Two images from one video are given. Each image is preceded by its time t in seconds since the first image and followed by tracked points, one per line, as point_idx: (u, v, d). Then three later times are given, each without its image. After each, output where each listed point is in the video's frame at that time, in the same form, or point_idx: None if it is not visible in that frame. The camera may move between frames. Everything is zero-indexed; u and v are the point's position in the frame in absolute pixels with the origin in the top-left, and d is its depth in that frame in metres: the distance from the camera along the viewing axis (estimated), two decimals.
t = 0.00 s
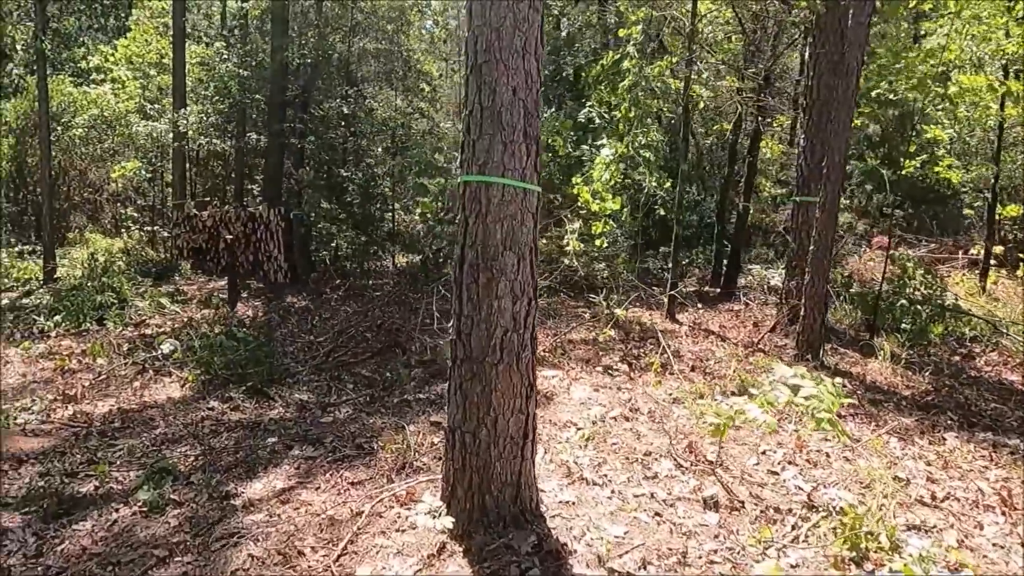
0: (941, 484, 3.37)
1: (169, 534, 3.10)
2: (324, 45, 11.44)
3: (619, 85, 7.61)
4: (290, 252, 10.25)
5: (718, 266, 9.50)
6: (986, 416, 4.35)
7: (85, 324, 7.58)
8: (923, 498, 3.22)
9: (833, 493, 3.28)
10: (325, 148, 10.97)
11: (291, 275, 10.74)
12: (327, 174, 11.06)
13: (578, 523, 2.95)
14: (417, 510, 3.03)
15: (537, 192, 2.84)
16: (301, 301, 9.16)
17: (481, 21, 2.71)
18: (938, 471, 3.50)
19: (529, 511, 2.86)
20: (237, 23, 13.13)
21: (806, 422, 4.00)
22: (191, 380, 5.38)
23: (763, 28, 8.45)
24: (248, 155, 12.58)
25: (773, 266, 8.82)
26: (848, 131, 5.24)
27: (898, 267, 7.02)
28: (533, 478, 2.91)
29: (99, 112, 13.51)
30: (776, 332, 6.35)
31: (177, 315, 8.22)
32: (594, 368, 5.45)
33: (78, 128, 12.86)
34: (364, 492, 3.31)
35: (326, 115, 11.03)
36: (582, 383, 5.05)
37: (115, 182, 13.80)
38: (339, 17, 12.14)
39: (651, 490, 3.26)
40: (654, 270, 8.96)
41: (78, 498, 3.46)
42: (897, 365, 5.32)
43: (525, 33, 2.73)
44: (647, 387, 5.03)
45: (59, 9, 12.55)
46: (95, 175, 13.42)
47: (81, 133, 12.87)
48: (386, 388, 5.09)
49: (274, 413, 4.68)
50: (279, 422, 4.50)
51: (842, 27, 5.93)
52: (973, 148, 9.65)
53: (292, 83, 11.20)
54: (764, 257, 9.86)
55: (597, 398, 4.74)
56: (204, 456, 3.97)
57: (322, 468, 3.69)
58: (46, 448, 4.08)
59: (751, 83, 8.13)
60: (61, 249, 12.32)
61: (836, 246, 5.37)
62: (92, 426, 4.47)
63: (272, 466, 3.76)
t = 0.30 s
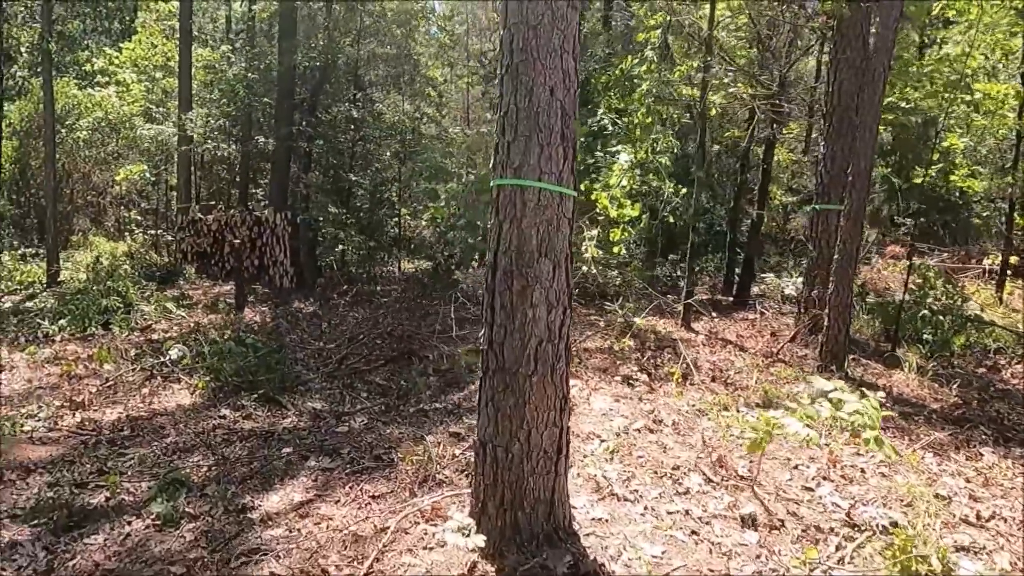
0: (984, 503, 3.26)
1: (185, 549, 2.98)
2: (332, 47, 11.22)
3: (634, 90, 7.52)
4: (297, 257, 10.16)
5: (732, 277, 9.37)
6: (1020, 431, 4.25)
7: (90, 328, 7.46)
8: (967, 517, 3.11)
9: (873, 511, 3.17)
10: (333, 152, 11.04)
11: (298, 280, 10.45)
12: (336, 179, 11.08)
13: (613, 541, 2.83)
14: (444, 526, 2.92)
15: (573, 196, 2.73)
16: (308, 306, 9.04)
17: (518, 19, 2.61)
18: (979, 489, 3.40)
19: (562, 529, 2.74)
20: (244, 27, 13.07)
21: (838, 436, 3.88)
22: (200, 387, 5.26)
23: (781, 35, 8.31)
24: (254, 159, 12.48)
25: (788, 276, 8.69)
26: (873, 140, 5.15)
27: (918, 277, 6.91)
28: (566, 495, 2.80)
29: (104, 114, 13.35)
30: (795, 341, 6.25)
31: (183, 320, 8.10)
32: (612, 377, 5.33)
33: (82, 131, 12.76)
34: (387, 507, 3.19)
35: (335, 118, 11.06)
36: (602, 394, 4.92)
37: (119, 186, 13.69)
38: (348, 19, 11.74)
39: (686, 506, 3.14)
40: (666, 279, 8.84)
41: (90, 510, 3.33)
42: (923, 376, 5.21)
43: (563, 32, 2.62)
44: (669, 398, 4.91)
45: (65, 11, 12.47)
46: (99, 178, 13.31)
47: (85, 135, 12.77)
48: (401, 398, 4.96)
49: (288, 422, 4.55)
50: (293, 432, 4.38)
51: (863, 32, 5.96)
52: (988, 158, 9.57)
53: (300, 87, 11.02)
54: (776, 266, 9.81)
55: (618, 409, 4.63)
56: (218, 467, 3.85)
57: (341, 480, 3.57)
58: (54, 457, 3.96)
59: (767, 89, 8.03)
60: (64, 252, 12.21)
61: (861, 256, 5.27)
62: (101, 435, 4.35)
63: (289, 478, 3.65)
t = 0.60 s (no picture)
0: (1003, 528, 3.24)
1: None
2: (310, 72, 11.22)
3: (620, 114, 7.52)
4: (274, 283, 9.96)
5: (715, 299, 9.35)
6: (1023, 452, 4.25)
7: (61, 358, 7.16)
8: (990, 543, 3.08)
9: (894, 537, 3.11)
10: (309, 176, 10.76)
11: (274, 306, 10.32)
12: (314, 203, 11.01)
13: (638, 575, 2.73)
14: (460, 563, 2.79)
15: (593, 219, 2.66)
16: (287, 333, 8.82)
17: (538, 36, 2.54)
18: (997, 514, 3.37)
19: (585, 565, 2.64)
20: (218, 50, 12.91)
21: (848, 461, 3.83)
22: (184, 418, 5.06)
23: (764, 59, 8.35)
24: (228, 184, 12.26)
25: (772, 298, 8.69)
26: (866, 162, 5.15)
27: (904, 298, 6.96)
28: (588, 529, 2.70)
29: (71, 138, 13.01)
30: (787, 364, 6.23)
31: (159, 349, 7.84)
32: (609, 403, 5.24)
33: (49, 155, 12.41)
34: (395, 544, 3.06)
35: (312, 143, 10.85)
36: (602, 420, 4.82)
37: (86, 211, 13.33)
38: (325, 41, 11.71)
39: (706, 536, 3.05)
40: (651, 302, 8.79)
41: (74, 552, 3.12)
42: (919, 398, 5.21)
43: (583, 50, 2.56)
44: (669, 423, 4.83)
45: (32, 33, 12.19)
46: (66, 204, 12.94)
47: (52, 160, 12.42)
48: (396, 427, 4.81)
49: (279, 454, 4.38)
50: (286, 465, 4.20)
51: (846, 59, 6.20)
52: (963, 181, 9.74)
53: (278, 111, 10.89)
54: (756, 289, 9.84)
55: (620, 435, 4.53)
56: (209, 503, 3.66)
57: (343, 515, 3.41)
58: (33, 496, 3.73)
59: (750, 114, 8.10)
60: (29, 279, 11.80)
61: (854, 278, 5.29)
62: (81, 471, 4.13)
63: (287, 514, 3.48)
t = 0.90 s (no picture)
0: None
1: None
2: (321, 80, 10.99)
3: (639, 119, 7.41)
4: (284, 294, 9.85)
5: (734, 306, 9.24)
6: None
7: (75, 375, 7.04)
8: None
9: (961, 555, 3.01)
10: (321, 186, 10.78)
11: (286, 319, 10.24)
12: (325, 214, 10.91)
13: None
14: None
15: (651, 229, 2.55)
16: (302, 345, 8.70)
17: (594, 39, 2.44)
18: None
19: None
20: (224, 61, 12.84)
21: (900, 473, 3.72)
22: (207, 437, 4.94)
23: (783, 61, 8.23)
24: (236, 195, 12.16)
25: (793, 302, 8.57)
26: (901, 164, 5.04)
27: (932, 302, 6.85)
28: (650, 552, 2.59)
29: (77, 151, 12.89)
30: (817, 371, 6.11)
31: (173, 364, 7.71)
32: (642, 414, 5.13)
33: (54, 169, 12.30)
34: (444, 569, 2.94)
35: (320, 152, 11.02)
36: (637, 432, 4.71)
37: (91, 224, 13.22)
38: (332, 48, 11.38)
39: (767, 557, 2.94)
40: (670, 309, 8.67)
41: None
42: (958, 405, 5.10)
43: (641, 53, 2.46)
44: (706, 434, 4.71)
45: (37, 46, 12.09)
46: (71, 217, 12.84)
47: (57, 173, 12.31)
48: (423, 442, 4.70)
49: (308, 473, 4.26)
50: (317, 484, 4.08)
51: (873, 60, 6.15)
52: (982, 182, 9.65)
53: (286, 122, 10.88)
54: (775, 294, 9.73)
55: (658, 448, 4.41)
56: (243, 527, 3.54)
57: (384, 538, 3.30)
58: (60, 521, 3.61)
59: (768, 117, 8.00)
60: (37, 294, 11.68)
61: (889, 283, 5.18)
62: (107, 494, 4.01)
63: (325, 538, 3.36)
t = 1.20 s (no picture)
0: None
1: None
2: (352, 87, 11.05)
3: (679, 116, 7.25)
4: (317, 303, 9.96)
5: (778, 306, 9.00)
6: None
7: (117, 386, 7.02)
8: None
9: None
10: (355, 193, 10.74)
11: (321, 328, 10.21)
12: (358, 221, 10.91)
13: None
14: None
15: (738, 223, 2.40)
16: (339, 353, 8.64)
17: (676, 23, 2.30)
18: None
19: None
20: (253, 71, 12.86)
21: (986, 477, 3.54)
22: (256, 448, 4.86)
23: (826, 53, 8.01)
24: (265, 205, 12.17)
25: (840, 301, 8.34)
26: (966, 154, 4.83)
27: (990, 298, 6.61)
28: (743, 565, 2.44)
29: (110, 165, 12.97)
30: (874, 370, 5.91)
31: (212, 375, 7.67)
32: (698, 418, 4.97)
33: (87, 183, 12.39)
34: None
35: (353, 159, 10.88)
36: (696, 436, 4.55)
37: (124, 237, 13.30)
38: (361, 54, 11.29)
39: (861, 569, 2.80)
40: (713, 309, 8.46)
41: None
42: None
43: (726, 37, 2.32)
44: (769, 438, 4.53)
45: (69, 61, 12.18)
46: (104, 230, 12.92)
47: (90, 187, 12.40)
48: (476, 450, 4.58)
49: (362, 484, 4.15)
50: (372, 495, 3.98)
51: (924, 48, 5.96)
52: None
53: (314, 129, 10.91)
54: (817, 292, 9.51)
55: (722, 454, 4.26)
56: (301, 541, 3.44)
57: (449, 551, 3.18)
58: (115, 537, 3.54)
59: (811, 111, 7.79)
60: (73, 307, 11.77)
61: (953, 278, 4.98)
62: (159, 508, 3.93)
63: (388, 552, 3.25)
